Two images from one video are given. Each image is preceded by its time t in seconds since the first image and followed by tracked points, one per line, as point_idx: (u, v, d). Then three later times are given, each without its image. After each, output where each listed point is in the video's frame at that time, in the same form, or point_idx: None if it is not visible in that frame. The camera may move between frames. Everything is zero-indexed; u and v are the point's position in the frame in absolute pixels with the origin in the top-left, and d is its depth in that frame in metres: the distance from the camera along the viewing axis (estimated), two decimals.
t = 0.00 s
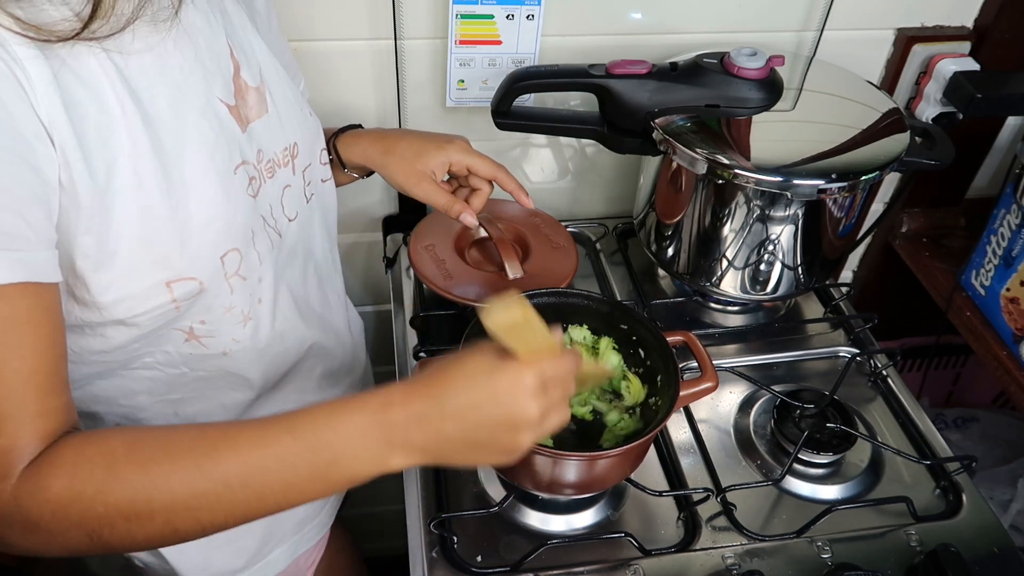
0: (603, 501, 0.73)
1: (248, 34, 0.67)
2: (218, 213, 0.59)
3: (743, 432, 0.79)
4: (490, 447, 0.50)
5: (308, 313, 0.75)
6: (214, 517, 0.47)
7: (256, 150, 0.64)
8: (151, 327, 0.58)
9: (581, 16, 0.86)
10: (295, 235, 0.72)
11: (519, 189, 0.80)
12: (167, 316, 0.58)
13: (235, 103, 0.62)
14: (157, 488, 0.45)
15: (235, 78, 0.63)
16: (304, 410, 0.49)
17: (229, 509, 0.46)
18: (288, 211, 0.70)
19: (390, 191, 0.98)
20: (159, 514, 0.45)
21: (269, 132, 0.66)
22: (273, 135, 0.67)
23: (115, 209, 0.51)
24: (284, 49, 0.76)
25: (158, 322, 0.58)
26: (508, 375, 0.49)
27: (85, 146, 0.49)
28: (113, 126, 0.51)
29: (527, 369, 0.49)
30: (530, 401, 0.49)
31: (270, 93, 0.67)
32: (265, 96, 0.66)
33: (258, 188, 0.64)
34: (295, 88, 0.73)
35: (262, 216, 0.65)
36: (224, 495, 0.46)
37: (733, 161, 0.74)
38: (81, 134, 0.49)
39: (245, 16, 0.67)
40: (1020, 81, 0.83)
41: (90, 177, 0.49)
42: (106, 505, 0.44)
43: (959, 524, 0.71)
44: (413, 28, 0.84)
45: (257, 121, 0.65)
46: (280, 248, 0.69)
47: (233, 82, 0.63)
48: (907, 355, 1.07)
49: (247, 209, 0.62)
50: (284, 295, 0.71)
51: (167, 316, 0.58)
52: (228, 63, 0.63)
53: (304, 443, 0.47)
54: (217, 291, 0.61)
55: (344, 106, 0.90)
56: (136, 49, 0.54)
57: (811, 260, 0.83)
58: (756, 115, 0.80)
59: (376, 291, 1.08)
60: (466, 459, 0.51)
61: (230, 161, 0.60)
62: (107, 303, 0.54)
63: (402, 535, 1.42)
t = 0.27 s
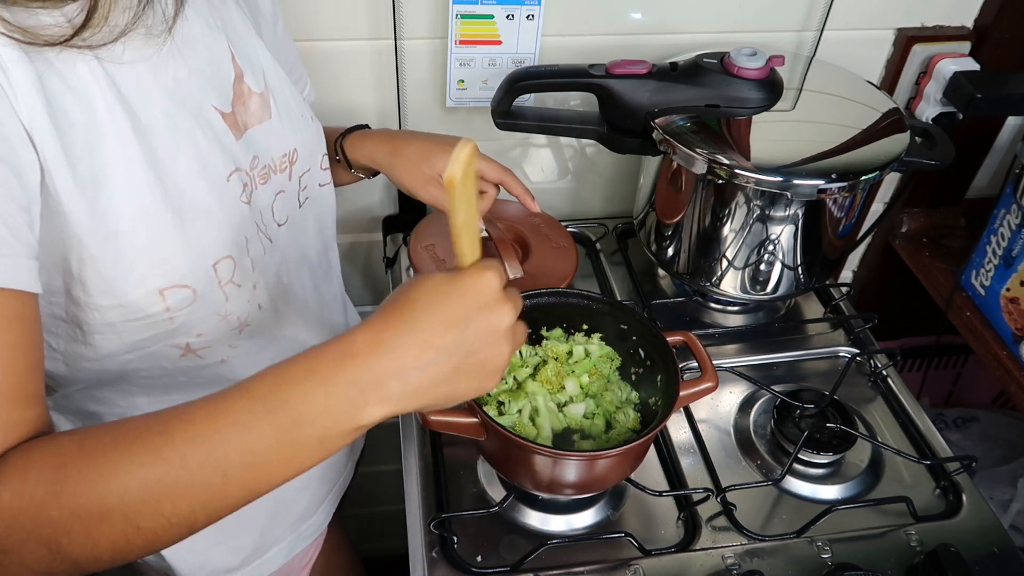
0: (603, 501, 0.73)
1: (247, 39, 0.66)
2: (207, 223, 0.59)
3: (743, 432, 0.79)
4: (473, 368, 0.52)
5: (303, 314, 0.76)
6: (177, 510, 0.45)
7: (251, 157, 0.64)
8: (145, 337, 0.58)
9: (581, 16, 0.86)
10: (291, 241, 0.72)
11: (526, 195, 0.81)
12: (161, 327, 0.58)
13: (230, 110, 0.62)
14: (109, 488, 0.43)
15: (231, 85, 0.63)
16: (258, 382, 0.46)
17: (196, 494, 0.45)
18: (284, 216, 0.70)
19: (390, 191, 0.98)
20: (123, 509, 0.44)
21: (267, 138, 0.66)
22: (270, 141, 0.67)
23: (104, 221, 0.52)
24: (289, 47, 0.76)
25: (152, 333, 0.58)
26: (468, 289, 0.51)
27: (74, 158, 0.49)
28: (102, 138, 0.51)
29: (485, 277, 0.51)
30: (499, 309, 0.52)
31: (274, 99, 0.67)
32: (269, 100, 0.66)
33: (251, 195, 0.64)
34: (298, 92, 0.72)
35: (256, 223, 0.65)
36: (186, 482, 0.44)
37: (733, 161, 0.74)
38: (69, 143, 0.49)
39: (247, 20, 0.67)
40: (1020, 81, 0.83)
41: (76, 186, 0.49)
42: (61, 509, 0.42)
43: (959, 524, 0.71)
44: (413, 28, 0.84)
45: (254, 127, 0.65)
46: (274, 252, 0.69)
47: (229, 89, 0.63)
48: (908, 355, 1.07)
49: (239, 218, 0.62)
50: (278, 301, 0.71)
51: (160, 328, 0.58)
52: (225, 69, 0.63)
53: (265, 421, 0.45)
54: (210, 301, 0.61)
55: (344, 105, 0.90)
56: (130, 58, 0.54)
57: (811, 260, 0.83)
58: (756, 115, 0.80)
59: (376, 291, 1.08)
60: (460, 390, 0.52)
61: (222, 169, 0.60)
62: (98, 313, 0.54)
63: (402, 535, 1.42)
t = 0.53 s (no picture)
0: (603, 501, 0.73)
1: (254, 38, 0.66)
2: (223, 224, 0.58)
3: (743, 432, 0.79)
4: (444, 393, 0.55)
5: (315, 318, 0.74)
6: (184, 499, 0.50)
7: (260, 158, 0.64)
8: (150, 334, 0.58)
9: (581, 16, 0.86)
10: (301, 240, 0.72)
11: (528, 188, 0.81)
12: (168, 325, 0.58)
13: (240, 110, 0.62)
14: (127, 477, 0.48)
15: (239, 84, 0.62)
16: (260, 395, 0.53)
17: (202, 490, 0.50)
18: (293, 214, 0.70)
19: (390, 191, 0.98)
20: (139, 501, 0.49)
21: (273, 138, 0.66)
22: (277, 140, 0.66)
23: (114, 223, 0.51)
24: (287, 45, 0.76)
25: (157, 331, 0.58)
26: (440, 325, 0.56)
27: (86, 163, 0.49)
28: (116, 142, 0.51)
29: (450, 313, 0.57)
30: (466, 344, 0.56)
31: (274, 97, 0.67)
32: (270, 100, 0.66)
33: (261, 196, 0.64)
34: (301, 91, 0.72)
35: (266, 223, 0.65)
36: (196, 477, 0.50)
37: (733, 161, 0.74)
38: (81, 151, 0.48)
39: (251, 19, 0.67)
40: (1020, 81, 0.83)
41: (89, 195, 0.49)
42: (83, 497, 0.48)
43: (959, 524, 0.71)
44: (413, 28, 0.84)
45: (261, 126, 0.64)
46: (287, 254, 0.68)
47: (237, 89, 0.62)
48: (908, 355, 1.07)
49: (250, 219, 0.62)
50: (295, 305, 0.70)
51: (166, 325, 0.58)
52: (233, 70, 0.62)
53: (262, 428, 0.51)
54: (221, 303, 0.60)
55: (343, 105, 0.90)
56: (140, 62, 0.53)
57: (811, 261, 0.83)
58: (756, 115, 0.80)
59: (376, 291, 1.08)
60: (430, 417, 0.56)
61: (234, 171, 0.59)
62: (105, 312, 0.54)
63: (403, 535, 1.42)
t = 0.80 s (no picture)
0: (603, 501, 0.73)
1: (259, 34, 0.66)
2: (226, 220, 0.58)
3: (743, 432, 0.79)
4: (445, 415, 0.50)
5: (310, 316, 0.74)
6: (178, 510, 0.49)
7: (265, 153, 0.64)
8: (155, 332, 0.58)
9: (581, 16, 0.86)
10: (301, 238, 0.72)
11: (529, 194, 0.80)
12: (173, 323, 0.58)
13: (244, 106, 0.62)
14: (115, 485, 0.47)
15: (244, 80, 0.63)
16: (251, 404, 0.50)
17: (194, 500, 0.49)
18: (295, 212, 0.70)
19: (390, 191, 0.98)
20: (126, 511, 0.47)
21: (278, 133, 0.66)
22: (282, 136, 0.67)
23: (119, 219, 0.51)
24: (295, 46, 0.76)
25: (162, 329, 0.58)
26: (441, 340, 0.50)
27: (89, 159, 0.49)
28: (119, 138, 0.51)
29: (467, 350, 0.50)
30: (469, 359, 0.50)
31: (282, 93, 0.67)
32: (277, 94, 0.66)
33: (263, 192, 0.64)
34: (306, 87, 0.72)
35: (267, 219, 0.65)
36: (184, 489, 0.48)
37: (733, 161, 0.74)
38: (82, 144, 0.49)
39: (257, 16, 0.67)
40: (1020, 81, 0.83)
41: (91, 189, 0.49)
42: (72, 510, 0.47)
43: (959, 524, 0.71)
44: (413, 28, 0.84)
45: (266, 122, 0.64)
46: (286, 251, 0.69)
47: (242, 85, 0.62)
48: (908, 355, 1.07)
49: (253, 214, 0.62)
50: (296, 301, 0.70)
51: (171, 323, 0.58)
52: (239, 64, 0.62)
53: (250, 438, 0.49)
54: (226, 299, 0.60)
55: (343, 105, 0.90)
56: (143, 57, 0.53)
57: (811, 260, 0.83)
58: (756, 115, 0.80)
59: (376, 291, 1.08)
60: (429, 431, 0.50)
61: (236, 166, 0.60)
62: (110, 309, 0.54)
63: (403, 535, 1.42)
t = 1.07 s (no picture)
0: (603, 501, 0.73)
1: (275, 44, 0.66)
2: (229, 227, 0.57)
3: (743, 432, 0.79)
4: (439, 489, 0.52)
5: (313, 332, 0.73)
6: (171, 511, 0.51)
7: (274, 164, 0.63)
8: (147, 333, 0.58)
9: (581, 16, 0.86)
10: (307, 252, 0.71)
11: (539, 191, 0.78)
12: (162, 327, 0.58)
13: (255, 115, 0.61)
14: (125, 476, 0.48)
15: (257, 88, 0.62)
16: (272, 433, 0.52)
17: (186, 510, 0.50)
18: (301, 225, 0.69)
19: (390, 191, 0.98)
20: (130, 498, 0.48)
21: (288, 145, 0.66)
22: (292, 148, 0.66)
23: (121, 219, 0.51)
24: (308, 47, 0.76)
25: (152, 331, 0.58)
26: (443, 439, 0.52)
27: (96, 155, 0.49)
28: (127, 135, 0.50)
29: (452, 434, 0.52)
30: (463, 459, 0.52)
31: (293, 106, 0.67)
32: (289, 106, 0.66)
33: (271, 205, 0.63)
34: (319, 100, 0.72)
35: (274, 232, 0.64)
36: (176, 493, 0.50)
37: (733, 161, 0.74)
38: (90, 141, 0.48)
39: (274, 25, 0.67)
40: (1020, 81, 0.83)
41: (94, 186, 0.49)
42: (79, 494, 0.48)
43: (958, 524, 0.71)
44: (413, 28, 0.84)
45: (277, 133, 0.64)
46: (290, 265, 0.67)
47: (255, 93, 0.62)
48: (908, 355, 1.07)
49: (258, 225, 0.61)
50: (294, 313, 0.69)
51: (161, 326, 0.58)
52: (252, 74, 0.62)
53: (262, 462, 0.51)
54: (220, 308, 0.60)
55: (343, 105, 0.90)
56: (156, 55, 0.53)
57: (811, 260, 0.83)
58: (756, 115, 0.80)
59: (376, 291, 1.08)
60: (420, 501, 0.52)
61: (243, 175, 0.59)
62: (106, 306, 0.54)
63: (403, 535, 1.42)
